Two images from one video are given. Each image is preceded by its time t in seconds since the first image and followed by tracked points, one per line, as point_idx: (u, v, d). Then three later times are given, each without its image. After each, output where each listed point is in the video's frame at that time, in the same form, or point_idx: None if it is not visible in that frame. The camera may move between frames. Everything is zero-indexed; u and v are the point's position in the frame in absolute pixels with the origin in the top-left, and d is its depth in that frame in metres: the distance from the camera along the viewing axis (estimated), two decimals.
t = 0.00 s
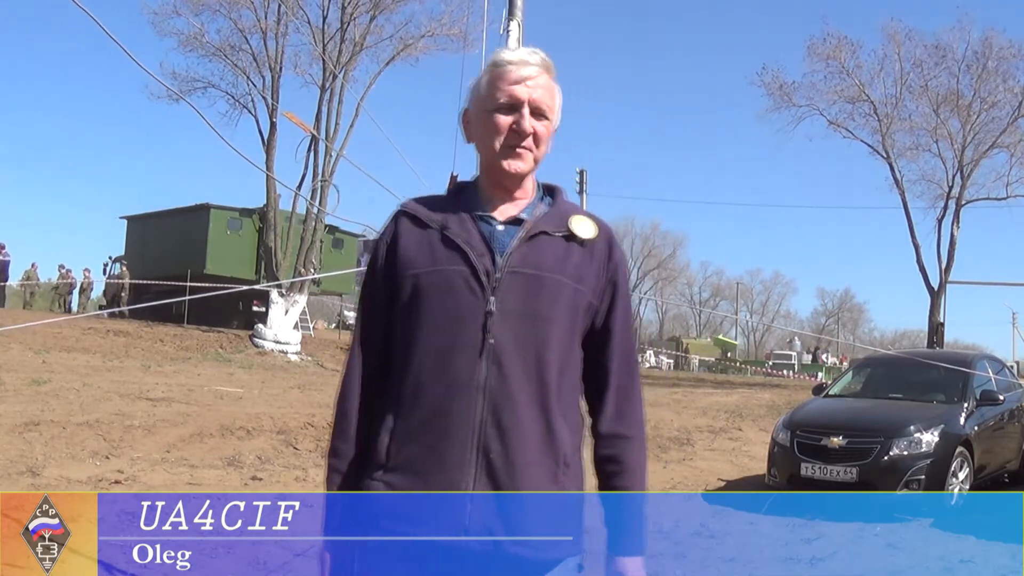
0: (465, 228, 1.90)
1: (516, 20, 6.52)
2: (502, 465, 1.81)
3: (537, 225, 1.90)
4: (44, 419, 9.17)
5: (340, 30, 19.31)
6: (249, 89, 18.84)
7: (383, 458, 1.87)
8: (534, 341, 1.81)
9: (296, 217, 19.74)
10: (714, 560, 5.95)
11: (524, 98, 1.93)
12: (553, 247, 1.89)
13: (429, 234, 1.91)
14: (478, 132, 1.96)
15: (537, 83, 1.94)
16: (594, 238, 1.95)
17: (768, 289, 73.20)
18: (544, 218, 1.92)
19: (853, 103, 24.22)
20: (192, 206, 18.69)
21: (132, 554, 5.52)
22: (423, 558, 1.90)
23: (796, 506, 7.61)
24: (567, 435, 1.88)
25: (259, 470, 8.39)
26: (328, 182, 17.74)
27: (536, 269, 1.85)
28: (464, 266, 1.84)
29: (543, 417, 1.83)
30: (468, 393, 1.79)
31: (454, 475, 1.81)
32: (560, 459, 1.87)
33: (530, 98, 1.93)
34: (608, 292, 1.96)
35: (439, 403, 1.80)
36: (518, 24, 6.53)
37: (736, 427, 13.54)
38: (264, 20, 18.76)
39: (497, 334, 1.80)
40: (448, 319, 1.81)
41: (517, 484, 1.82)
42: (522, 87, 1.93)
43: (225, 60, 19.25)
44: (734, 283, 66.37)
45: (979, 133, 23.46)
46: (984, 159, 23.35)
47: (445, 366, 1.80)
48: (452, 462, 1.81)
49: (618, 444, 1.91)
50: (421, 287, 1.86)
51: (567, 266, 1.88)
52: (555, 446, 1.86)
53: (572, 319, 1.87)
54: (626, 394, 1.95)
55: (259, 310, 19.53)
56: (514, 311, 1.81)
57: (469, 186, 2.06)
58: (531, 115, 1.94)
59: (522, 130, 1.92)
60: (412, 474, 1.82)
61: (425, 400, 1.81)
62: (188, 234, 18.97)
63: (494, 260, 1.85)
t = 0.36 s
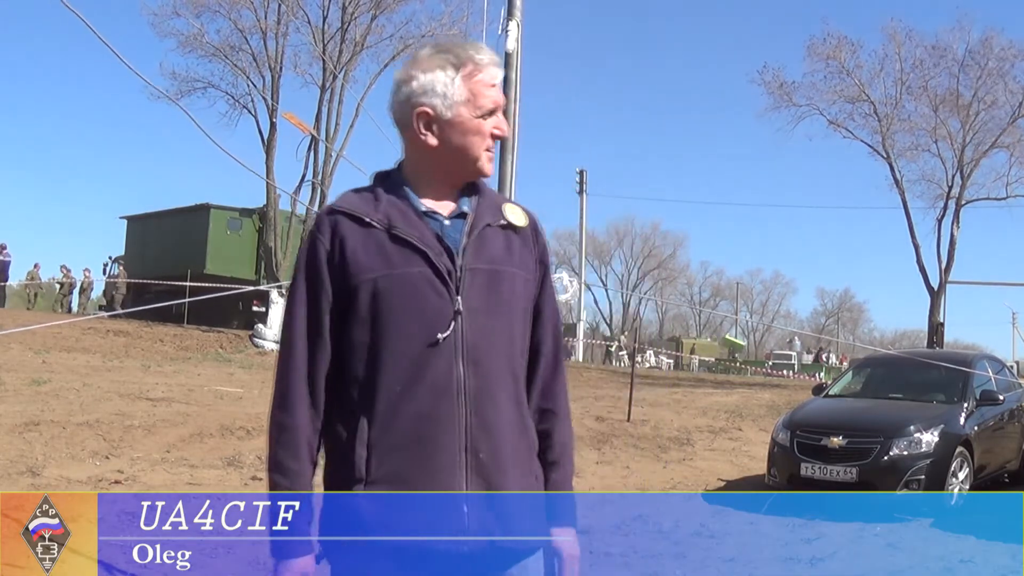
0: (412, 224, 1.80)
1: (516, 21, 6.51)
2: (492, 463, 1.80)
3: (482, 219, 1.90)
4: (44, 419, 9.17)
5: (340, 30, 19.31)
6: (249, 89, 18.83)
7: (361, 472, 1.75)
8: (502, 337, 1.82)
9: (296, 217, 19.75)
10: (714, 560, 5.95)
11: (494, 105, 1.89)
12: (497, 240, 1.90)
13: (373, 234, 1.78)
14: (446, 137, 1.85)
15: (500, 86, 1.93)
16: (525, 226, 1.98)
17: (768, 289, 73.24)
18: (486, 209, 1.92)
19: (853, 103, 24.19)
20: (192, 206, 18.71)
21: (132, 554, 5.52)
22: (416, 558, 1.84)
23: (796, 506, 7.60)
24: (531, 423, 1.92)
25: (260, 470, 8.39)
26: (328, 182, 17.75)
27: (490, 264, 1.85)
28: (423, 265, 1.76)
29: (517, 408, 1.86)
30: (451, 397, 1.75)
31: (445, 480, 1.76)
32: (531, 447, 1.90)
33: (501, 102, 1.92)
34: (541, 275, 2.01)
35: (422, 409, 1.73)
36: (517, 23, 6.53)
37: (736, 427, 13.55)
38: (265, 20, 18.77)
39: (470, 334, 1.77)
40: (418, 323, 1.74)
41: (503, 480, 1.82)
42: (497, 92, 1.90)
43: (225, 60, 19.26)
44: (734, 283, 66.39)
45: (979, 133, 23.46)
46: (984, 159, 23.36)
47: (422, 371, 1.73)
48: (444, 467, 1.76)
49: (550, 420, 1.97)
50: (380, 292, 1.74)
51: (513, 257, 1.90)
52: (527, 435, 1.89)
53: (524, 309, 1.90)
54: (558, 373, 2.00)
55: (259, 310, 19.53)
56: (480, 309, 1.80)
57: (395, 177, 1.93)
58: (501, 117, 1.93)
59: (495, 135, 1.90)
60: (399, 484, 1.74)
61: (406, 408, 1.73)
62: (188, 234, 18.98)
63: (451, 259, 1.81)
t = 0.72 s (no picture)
0: (389, 220, 1.79)
1: (516, 20, 6.51)
2: (483, 457, 1.83)
3: (453, 214, 1.91)
4: (44, 419, 9.17)
5: (340, 30, 19.32)
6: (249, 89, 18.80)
7: (355, 475, 1.72)
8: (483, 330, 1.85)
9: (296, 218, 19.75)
10: (714, 560, 5.95)
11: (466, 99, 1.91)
12: (468, 233, 1.92)
13: (350, 232, 1.75)
14: (423, 133, 1.86)
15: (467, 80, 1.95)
16: (489, 219, 2.02)
17: (768, 289, 73.22)
18: (455, 202, 1.95)
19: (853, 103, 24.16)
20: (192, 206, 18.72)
21: (133, 554, 5.52)
22: (411, 557, 1.83)
23: (796, 506, 7.62)
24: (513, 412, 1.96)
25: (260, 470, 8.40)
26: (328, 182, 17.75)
27: (467, 257, 1.87)
28: (405, 261, 1.76)
29: (500, 400, 1.89)
30: (441, 392, 1.75)
31: (440, 476, 1.77)
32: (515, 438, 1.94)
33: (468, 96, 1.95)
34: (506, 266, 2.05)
35: (413, 406, 1.73)
36: (517, 23, 6.53)
37: (736, 427, 13.55)
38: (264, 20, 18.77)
39: (454, 329, 1.79)
40: (404, 319, 1.73)
41: (495, 472, 1.85)
42: (466, 86, 1.93)
43: (225, 60, 19.26)
44: (735, 283, 66.37)
45: (978, 133, 23.46)
46: (984, 159, 23.35)
47: (411, 367, 1.73)
48: (439, 464, 1.76)
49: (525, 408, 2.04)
50: (363, 290, 1.72)
51: (485, 249, 1.93)
52: (512, 425, 1.92)
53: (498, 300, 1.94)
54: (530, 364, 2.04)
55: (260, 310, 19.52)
56: (461, 303, 1.82)
57: (360, 171, 1.92)
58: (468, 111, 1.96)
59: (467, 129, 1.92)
60: (394, 483, 1.73)
61: (398, 407, 1.72)
62: (188, 234, 18.98)
63: (430, 254, 1.81)
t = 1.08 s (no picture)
0: (389, 219, 1.79)
1: (516, 20, 6.51)
2: (483, 456, 1.83)
3: (452, 212, 1.92)
4: (44, 419, 9.17)
5: (340, 29, 19.31)
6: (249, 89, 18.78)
7: (355, 476, 1.72)
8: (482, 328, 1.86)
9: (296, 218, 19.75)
10: (714, 560, 5.95)
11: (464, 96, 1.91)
12: (467, 232, 1.93)
13: (349, 231, 1.75)
14: (424, 131, 1.86)
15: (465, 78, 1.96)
16: (486, 217, 2.03)
17: (768, 289, 73.24)
18: (454, 201, 1.95)
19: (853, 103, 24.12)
20: (192, 206, 18.72)
21: (133, 554, 5.53)
22: (411, 561, 1.82)
23: (796, 506, 7.62)
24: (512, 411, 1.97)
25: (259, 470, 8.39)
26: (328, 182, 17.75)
27: (467, 256, 1.88)
28: (405, 261, 1.76)
29: (499, 399, 1.90)
30: (441, 391, 1.76)
31: (441, 475, 1.77)
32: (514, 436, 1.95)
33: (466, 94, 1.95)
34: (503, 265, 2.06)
35: (413, 406, 1.73)
36: (517, 23, 6.52)
37: (736, 427, 13.55)
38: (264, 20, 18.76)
39: (454, 329, 1.79)
40: (404, 319, 1.73)
41: (493, 472, 1.85)
42: (465, 85, 1.93)
43: (225, 59, 19.27)
44: (735, 284, 66.35)
45: (979, 133, 23.43)
46: (984, 159, 23.34)
47: (411, 368, 1.73)
48: (439, 463, 1.76)
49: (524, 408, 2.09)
50: (363, 290, 1.72)
51: (483, 248, 1.94)
52: (511, 423, 1.93)
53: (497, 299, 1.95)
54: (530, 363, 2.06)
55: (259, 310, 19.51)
56: (461, 302, 1.82)
57: (359, 169, 1.92)
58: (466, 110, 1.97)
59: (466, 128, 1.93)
60: (394, 482, 1.73)
61: (398, 407, 1.72)
62: (188, 234, 18.99)
63: (430, 254, 1.82)
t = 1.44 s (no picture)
0: (395, 221, 1.79)
1: (516, 20, 6.51)
2: (491, 457, 1.83)
3: (457, 213, 1.93)
4: (44, 419, 9.17)
5: (340, 29, 19.31)
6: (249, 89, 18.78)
7: (363, 480, 1.71)
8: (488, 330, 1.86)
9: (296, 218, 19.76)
10: (714, 560, 5.95)
11: (466, 100, 1.89)
12: (472, 233, 1.94)
13: (355, 233, 1.75)
14: (415, 131, 1.84)
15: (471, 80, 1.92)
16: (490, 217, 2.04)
17: (768, 289, 73.20)
18: (458, 202, 1.96)
19: (853, 103, 24.12)
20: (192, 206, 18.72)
21: (133, 554, 5.53)
22: (417, 562, 1.82)
23: (796, 506, 7.62)
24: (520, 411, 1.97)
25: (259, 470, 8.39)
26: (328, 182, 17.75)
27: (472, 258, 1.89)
28: (412, 263, 1.76)
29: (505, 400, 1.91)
30: (450, 391, 1.76)
31: (449, 476, 1.77)
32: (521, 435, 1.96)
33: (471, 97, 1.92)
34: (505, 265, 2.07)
35: (422, 408, 1.73)
36: (517, 23, 6.52)
37: (736, 427, 13.54)
38: (264, 21, 18.76)
39: (462, 329, 1.80)
40: (413, 321, 1.73)
41: (500, 471, 1.86)
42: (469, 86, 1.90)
43: (225, 59, 19.27)
44: (735, 284, 66.34)
45: (979, 132, 23.42)
46: (984, 159, 23.32)
47: (419, 369, 1.73)
48: (448, 464, 1.76)
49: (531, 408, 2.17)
50: (370, 292, 1.71)
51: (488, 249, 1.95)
52: (517, 424, 1.94)
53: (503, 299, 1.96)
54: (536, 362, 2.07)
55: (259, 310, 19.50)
56: (467, 303, 1.83)
57: (361, 168, 1.92)
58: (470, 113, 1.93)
59: (465, 133, 1.90)
60: (403, 485, 1.73)
61: (407, 408, 1.72)
62: (188, 233, 18.99)
63: (436, 255, 1.82)
